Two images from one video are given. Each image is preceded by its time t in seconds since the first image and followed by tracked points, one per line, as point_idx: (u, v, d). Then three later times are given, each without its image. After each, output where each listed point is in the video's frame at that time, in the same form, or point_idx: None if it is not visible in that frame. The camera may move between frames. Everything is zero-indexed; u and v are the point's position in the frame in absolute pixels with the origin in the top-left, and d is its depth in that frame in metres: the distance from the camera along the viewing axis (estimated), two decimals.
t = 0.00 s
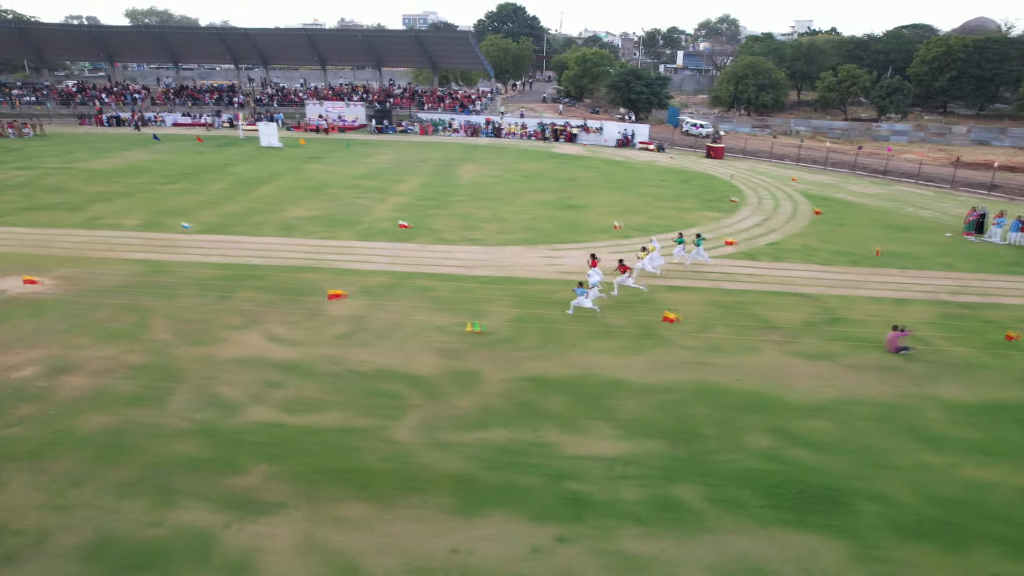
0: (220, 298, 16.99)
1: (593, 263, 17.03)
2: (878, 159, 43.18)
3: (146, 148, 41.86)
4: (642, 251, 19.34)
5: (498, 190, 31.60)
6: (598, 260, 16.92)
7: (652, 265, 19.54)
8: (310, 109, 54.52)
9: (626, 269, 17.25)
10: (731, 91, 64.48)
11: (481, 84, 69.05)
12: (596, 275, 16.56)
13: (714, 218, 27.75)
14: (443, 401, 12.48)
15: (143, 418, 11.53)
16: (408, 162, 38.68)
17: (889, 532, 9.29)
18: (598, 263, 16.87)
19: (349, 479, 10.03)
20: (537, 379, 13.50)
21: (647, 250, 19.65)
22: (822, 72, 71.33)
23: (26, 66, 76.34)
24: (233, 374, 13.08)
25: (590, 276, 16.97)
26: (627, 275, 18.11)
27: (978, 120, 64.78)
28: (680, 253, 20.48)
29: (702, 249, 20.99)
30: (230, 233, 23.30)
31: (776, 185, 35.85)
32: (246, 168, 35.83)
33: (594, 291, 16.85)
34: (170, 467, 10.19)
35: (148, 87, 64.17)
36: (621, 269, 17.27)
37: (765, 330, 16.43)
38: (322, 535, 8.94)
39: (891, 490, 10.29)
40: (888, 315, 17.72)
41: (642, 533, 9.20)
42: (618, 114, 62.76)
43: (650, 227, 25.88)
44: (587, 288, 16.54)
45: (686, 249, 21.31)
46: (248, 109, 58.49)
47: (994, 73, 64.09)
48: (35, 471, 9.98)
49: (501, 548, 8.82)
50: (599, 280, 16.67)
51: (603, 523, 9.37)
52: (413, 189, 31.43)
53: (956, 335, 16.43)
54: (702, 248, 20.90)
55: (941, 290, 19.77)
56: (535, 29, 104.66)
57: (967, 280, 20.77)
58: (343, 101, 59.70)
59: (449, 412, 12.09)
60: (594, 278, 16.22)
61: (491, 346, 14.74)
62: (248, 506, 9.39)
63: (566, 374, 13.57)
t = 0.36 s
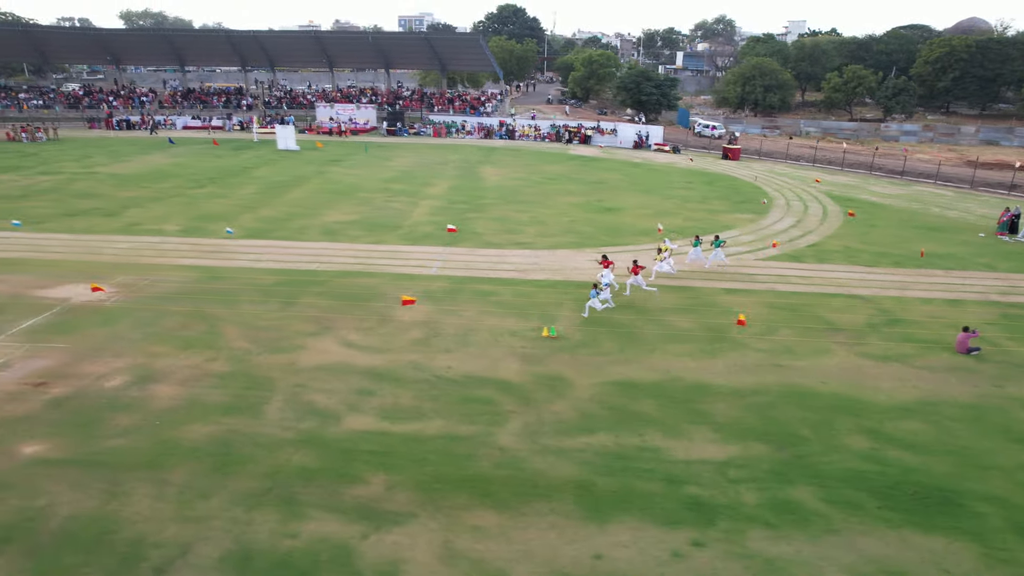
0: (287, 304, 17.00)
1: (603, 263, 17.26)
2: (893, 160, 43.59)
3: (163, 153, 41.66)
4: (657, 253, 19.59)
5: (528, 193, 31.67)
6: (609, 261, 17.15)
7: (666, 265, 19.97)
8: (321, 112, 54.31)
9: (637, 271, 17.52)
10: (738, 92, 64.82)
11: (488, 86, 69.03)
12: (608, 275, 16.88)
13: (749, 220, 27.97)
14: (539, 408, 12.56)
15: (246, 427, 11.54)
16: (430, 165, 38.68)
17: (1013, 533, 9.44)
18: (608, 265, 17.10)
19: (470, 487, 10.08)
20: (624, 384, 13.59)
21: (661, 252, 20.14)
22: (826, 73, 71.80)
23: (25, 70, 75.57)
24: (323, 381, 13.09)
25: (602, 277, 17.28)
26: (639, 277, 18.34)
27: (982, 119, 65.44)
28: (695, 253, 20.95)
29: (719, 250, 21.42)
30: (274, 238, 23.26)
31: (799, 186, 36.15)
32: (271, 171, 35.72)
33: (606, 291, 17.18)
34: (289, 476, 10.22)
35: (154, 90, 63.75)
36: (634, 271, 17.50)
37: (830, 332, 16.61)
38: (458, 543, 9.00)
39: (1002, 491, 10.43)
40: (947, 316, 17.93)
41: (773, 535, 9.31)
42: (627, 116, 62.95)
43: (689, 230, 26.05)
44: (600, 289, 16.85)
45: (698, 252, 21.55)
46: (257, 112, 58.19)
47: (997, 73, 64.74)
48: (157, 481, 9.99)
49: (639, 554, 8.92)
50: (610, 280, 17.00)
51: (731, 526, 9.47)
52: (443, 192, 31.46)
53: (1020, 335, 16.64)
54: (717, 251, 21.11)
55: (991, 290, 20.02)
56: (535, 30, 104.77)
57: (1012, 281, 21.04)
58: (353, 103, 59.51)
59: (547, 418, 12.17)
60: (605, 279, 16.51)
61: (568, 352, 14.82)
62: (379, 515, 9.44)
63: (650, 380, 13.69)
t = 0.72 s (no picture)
0: (353, 310, 16.95)
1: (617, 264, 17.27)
2: (910, 161, 43.90)
3: (183, 157, 41.45)
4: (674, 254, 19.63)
5: (559, 195, 31.72)
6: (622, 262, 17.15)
7: (683, 266, 19.90)
8: (334, 115, 54.12)
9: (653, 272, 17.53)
10: (747, 93, 65.14)
11: (497, 88, 69.03)
12: (622, 277, 16.85)
13: (784, 222, 28.12)
14: (633, 415, 12.64)
15: (348, 435, 11.56)
16: (453, 167, 38.64)
17: None
18: (622, 265, 17.10)
19: (587, 494, 10.11)
20: (707, 390, 13.70)
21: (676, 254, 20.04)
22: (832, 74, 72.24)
23: (27, 73, 74.92)
24: (412, 388, 13.07)
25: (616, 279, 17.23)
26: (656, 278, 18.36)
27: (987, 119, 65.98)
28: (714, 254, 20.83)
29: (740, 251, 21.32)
30: (319, 242, 23.19)
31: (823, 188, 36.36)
32: (295, 175, 35.59)
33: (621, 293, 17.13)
34: (405, 485, 10.26)
35: (162, 93, 63.38)
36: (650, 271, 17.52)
37: (895, 333, 16.73)
38: (591, 551, 9.08)
39: None
40: (1005, 315, 18.08)
41: (899, 538, 9.36)
42: (638, 117, 63.10)
43: (727, 233, 26.17)
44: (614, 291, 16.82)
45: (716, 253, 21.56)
46: (268, 114, 57.91)
47: (1002, 73, 65.28)
48: (275, 491, 9.99)
49: (771, 559, 9.00)
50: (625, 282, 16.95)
51: (855, 529, 9.53)
52: (474, 195, 31.48)
53: None
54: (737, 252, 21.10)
55: None
56: (537, 32, 104.90)
57: None
58: (364, 105, 59.35)
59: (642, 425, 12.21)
60: (619, 281, 16.46)
61: (644, 357, 14.88)
62: (506, 524, 9.51)
63: (732, 385, 13.75)
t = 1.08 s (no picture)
0: (421, 316, 16.90)
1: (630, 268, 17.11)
2: (930, 163, 44.11)
3: (205, 161, 41.30)
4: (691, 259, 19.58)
5: (592, 199, 31.78)
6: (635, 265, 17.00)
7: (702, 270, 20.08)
8: (350, 118, 54.02)
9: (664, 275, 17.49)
10: (759, 95, 65.40)
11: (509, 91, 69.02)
12: (638, 279, 16.94)
13: (820, 226, 28.25)
14: (727, 422, 12.65)
15: (450, 444, 11.51)
16: (479, 171, 38.64)
17: None
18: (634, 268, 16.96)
19: (706, 503, 10.14)
20: (793, 395, 13.72)
21: (694, 259, 20.25)
22: (840, 76, 72.60)
23: (34, 76, 74.45)
24: (502, 396, 13.05)
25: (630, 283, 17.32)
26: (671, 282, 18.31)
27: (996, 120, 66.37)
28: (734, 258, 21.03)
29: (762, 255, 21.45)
30: (367, 247, 23.14)
31: (849, 190, 36.56)
32: (324, 179, 35.51)
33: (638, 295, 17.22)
34: (522, 495, 10.22)
35: (173, 97, 63.09)
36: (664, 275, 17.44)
37: (962, 336, 16.81)
38: (725, 558, 9.06)
39: None
40: None
41: None
42: (651, 120, 63.22)
43: (768, 237, 26.28)
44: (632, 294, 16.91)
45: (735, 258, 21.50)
46: (282, 118, 57.70)
47: (1011, 74, 65.64)
48: (394, 501, 9.93)
49: (906, 564, 8.99)
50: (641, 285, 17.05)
51: (981, 534, 9.54)
52: (507, 199, 31.49)
53: None
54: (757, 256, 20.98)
55: None
56: (542, 34, 105.00)
57: None
58: (378, 109, 59.26)
59: (738, 432, 12.24)
60: (636, 283, 16.55)
61: (722, 363, 14.98)
62: (633, 533, 9.48)
63: (817, 392, 13.81)
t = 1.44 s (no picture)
0: (494, 322, 16.86)
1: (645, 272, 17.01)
2: (953, 164, 44.27)
3: (230, 165, 41.16)
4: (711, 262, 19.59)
5: (627, 202, 31.77)
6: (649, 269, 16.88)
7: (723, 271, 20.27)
8: (367, 121, 53.85)
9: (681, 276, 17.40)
10: (772, 97, 65.51)
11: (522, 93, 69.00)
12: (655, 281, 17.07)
13: (861, 228, 28.31)
14: (826, 426, 12.63)
15: (560, 453, 11.45)
16: (508, 174, 38.62)
17: None
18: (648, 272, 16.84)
19: (832, 510, 10.12)
20: (884, 399, 13.72)
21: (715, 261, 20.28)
22: (851, 77, 72.87)
23: (42, 81, 74.00)
24: (599, 403, 13.03)
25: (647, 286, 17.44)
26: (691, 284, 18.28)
27: (1008, 121, 66.69)
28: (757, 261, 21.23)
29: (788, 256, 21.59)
30: (418, 251, 23.09)
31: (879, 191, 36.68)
32: (355, 183, 35.42)
33: (656, 297, 17.32)
34: (648, 503, 10.20)
35: (186, 101, 62.82)
36: (684, 278, 17.40)
37: None
38: (867, 565, 9.03)
39: None
40: None
41: None
42: (666, 122, 63.26)
43: (812, 239, 26.33)
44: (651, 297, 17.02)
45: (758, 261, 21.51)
46: (298, 122, 57.48)
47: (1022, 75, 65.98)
48: (522, 512, 9.88)
49: None
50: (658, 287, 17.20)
51: None
52: (543, 202, 31.46)
53: None
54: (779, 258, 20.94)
55: None
56: (549, 36, 104.97)
57: None
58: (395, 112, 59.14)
59: (842, 437, 12.25)
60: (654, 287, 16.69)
61: (804, 368, 15.00)
62: (768, 541, 9.46)
63: (907, 396, 13.82)
